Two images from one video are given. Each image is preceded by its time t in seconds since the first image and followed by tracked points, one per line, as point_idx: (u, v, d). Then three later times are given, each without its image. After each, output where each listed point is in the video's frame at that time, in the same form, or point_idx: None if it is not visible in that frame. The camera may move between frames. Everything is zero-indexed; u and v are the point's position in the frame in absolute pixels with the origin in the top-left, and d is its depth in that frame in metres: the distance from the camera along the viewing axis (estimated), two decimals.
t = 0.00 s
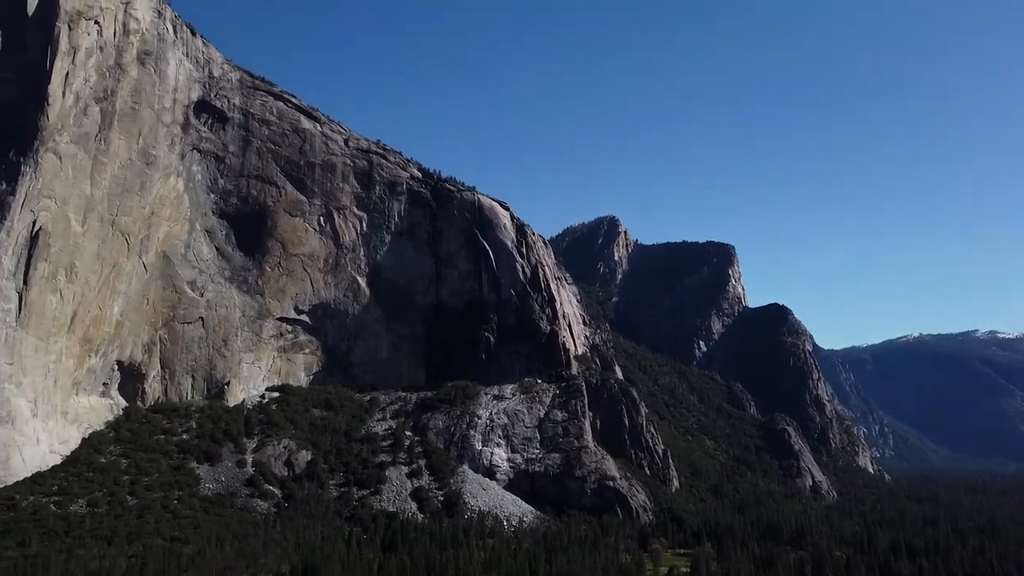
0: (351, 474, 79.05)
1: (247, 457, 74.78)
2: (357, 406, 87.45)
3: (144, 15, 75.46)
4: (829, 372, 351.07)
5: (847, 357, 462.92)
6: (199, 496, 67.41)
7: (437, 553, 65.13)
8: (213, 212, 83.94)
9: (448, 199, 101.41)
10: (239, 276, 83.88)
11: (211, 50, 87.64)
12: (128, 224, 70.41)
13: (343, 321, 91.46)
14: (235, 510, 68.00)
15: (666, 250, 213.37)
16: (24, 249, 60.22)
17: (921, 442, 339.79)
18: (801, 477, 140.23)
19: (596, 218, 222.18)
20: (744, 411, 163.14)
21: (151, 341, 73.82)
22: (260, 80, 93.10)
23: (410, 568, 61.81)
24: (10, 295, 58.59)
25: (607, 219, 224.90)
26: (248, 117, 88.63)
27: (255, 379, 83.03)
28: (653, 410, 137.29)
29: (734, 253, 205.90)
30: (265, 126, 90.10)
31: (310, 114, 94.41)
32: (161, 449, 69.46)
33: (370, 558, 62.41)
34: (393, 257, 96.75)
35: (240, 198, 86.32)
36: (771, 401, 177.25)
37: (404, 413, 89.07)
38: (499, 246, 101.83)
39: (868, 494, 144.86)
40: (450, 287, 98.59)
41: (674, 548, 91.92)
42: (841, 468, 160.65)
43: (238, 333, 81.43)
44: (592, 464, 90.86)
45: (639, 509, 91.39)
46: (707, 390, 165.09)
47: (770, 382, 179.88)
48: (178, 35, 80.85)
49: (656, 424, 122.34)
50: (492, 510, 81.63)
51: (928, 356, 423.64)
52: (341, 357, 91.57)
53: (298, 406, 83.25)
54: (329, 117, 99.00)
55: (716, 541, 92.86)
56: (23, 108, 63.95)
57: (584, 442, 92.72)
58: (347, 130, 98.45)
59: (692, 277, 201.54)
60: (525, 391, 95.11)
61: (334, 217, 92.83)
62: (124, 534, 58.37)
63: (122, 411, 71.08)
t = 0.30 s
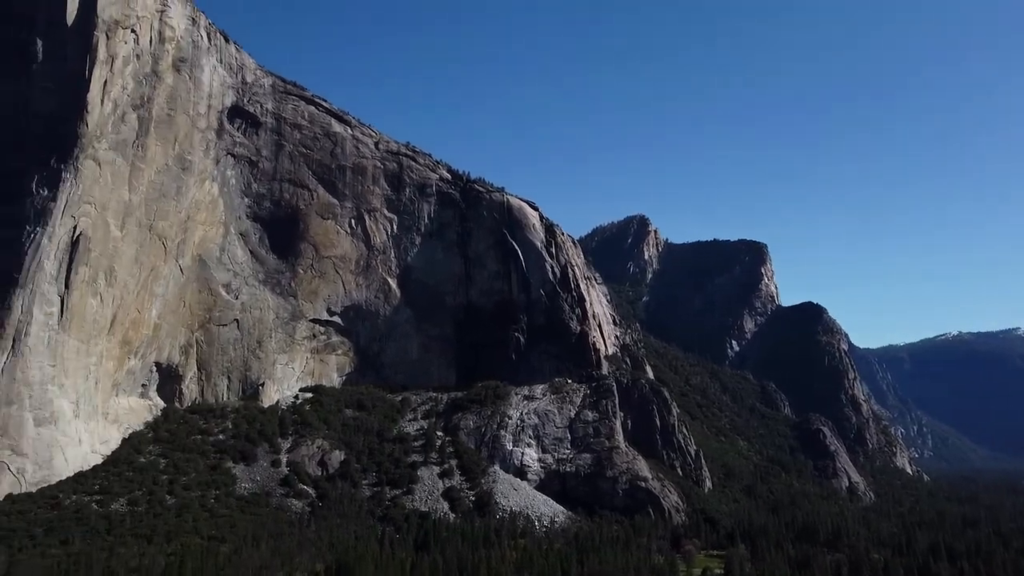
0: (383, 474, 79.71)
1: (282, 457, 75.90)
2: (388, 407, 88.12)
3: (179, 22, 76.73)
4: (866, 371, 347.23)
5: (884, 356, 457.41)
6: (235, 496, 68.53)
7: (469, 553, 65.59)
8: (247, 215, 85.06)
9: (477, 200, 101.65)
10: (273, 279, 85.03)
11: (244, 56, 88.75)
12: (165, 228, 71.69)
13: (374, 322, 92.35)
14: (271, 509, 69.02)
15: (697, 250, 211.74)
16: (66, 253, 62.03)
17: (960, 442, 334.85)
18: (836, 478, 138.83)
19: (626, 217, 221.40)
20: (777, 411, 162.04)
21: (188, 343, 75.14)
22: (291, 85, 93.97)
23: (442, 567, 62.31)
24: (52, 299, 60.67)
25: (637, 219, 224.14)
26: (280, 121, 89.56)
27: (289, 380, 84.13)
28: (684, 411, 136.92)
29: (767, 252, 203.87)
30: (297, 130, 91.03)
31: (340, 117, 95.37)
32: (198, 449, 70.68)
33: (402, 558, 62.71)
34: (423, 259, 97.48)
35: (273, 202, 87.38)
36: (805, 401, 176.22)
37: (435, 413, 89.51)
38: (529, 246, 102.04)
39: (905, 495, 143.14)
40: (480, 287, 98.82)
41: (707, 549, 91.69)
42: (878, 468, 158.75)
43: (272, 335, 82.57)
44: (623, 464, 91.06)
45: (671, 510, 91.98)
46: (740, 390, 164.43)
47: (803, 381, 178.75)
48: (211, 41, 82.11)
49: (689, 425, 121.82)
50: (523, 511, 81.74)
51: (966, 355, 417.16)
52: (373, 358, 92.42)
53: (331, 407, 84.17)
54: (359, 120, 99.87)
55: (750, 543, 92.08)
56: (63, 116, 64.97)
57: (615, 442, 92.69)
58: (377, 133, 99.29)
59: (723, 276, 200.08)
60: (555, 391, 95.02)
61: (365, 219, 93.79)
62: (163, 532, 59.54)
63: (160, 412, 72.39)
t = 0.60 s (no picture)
0: (414, 474, 80.19)
1: (314, 457, 76.69)
2: (419, 407, 88.79)
3: (212, 29, 77.92)
4: (903, 371, 343.11)
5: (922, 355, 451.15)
6: (270, 494, 69.64)
7: (501, 552, 65.97)
8: (279, 218, 86.21)
9: (505, 200, 102.05)
10: (305, 280, 86.11)
11: (275, 61, 89.74)
12: (200, 231, 72.96)
13: (405, 322, 93.03)
14: (304, 508, 69.94)
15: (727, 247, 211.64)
16: (104, 258, 63.39)
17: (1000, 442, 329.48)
18: (875, 478, 138.30)
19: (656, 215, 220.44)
20: (811, 411, 160.71)
21: (223, 344, 76.37)
22: (322, 88, 94.79)
23: (473, 568, 62.94)
24: (92, 302, 62.07)
25: (666, 215, 223.09)
26: (311, 125, 90.40)
27: (321, 380, 85.12)
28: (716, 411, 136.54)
29: (798, 249, 202.53)
30: (328, 133, 91.90)
31: (370, 120, 96.17)
32: (234, 449, 71.75)
33: (434, 558, 63.08)
34: (452, 259, 98.04)
35: (305, 205, 88.41)
36: (840, 400, 174.90)
37: (465, 414, 90.06)
38: (558, 246, 102.33)
39: (944, 497, 141.30)
40: (509, 288, 99.26)
41: (740, 550, 90.42)
42: (916, 469, 156.73)
43: (305, 335, 83.61)
44: (655, 464, 90.27)
45: (704, 511, 91.23)
46: (773, 390, 163.54)
47: (838, 381, 177.44)
48: (244, 47, 83.27)
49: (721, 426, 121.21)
50: (554, 511, 81.76)
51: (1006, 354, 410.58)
52: (404, 358, 93.08)
53: (363, 407, 85.04)
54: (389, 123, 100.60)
55: (785, 544, 90.90)
56: (101, 124, 66.21)
57: (646, 443, 92.04)
58: (406, 135, 100.01)
59: (755, 274, 198.91)
60: (585, 391, 95.13)
61: (395, 221, 94.52)
62: (200, 530, 60.71)
63: (197, 412, 73.66)
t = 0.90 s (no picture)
0: (444, 474, 80.54)
1: (345, 457, 77.52)
2: (448, 407, 89.19)
3: (243, 34, 78.90)
4: (939, 370, 338.61)
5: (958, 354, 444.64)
6: (303, 494, 70.49)
7: (531, 552, 66.30)
8: (309, 220, 87.15)
9: (533, 199, 101.94)
10: (335, 282, 86.98)
11: (305, 65, 90.55)
12: (233, 234, 74.09)
13: (434, 323, 93.51)
14: (336, 507, 70.79)
15: (757, 245, 209.98)
16: (141, 261, 64.54)
17: None
18: (910, 479, 137.00)
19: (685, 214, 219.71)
20: (845, 410, 159.13)
21: (255, 345, 77.37)
22: (351, 91, 95.40)
23: (503, 568, 63.29)
24: (129, 304, 63.26)
25: (695, 215, 222.32)
26: (340, 128, 91.05)
27: (352, 380, 85.94)
28: (748, 411, 135.67)
29: (830, 246, 200.14)
30: (356, 136, 92.54)
31: (398, 122, 96.50)
32: (266, 449, 72.73)
33: (464, 557, 63.40)
34: (481, 260, 98.26)
35: (335, 207, 89.26)
36: (874, 400, 173.23)
37: (494, 413, 90.34)
38: (586, 246, 102.18)
39: (982, 499, 139.30)
40: (538, 287, 99.24)
41: (774, 552, 89.99)
42: (954, 470, 154.45)
43: (335, 336, 84.50)
44: (686, 465, 89.64)
45: (734, 512, 90.58)
46: (807, 390, 162.39)
47: (872, 380, 175.67)
48: (274, 52, 84.20)
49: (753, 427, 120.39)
50: (584, 511, 81.66)
51: None
52: (433, 359, 93.56)
53: (393, 407, 85.64)
54: (417, 124, 101.02)
55: (819, 546, 89.95)
56: (136, 130, 67.40)
57: (676, 443, 91.24)
58: (434, 136, 100.30)
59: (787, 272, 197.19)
60: (614, 391, 95.17)
61: (423, 222, 95.03)
62: (235, 529, 61.68)
63: (231, 412, 74.73)
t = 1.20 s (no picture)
0: (473, 474, 80.93)
1: (375, 457, 78.09)
2: (476, 407, 89.56)
3: (272, 40, 79.89)
4: (975, 368, 333.75)
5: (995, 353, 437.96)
6: (333, 493, 71.19)
7: (560, 552, 66.54)
8: (338, 223, 87.93)
9: (559, 200, 102.03)
10: (364, 283, 87.75)
11: (333, 69, 91.41)
12: (263, 237, 75.13)
13: (461, 323, 93.98)
14: (366, 506, 71.44)
15: (788, 244, 208.90)
16: (174, 264, 65.62)
17: None
18: (946, 480, 134.93)
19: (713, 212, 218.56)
20: (878, 410, 157.59)
21: (286, 346, 78.40)
22: (378, 94, 96.05)
23: (532, 568, 63.64)
24: (163, 306, 64.40)
25: (724, 212, 221.29)
26: (368, 130, 91.75)
27: (381, 381, 86.60)
28: (780, 412, 134.51)
29: (862, 244, 198.52)
30: (384, 138, 93.18)
31: (425, 124, 97.06)
32: (297, 449, 73.59)
33: (492, 557, 63.70)
34: (507, 260, 98.52)
35: (363, 209, 89.89)
36: (909, 400, 171.14)
37: (522, 414, 90.52)
38: (613, 246, 102.02)
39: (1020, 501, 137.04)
40: (565, 287, 99.12)
41: (806, 554, 87.78)
42: (991, 472, 152.08)
43: (364, 337, 85.25)
44: (715, 465, 88.83)
45: (766, 513, 88.20)
46: (839, 389, 161.22)
47: (908, 380, 173.65)
48: (303, 57, 85.13)
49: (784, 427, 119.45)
50: (613, 511, 81.64)
51: None
52: (461, 359, 93.97)
53: (421, 408, 86.16)
54: (443, 126, 101.52)
55: (853, 547, 87.84)
56: (169, 136, 68.66)
57: (706, 444, 90.38)
58: (461, 137, 100.78)
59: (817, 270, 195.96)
60: (642, 391, 94.70)
61: (450, 223, 95.50)
62: (267, 527, 62.47)
63: (262, 413, 75.72)
